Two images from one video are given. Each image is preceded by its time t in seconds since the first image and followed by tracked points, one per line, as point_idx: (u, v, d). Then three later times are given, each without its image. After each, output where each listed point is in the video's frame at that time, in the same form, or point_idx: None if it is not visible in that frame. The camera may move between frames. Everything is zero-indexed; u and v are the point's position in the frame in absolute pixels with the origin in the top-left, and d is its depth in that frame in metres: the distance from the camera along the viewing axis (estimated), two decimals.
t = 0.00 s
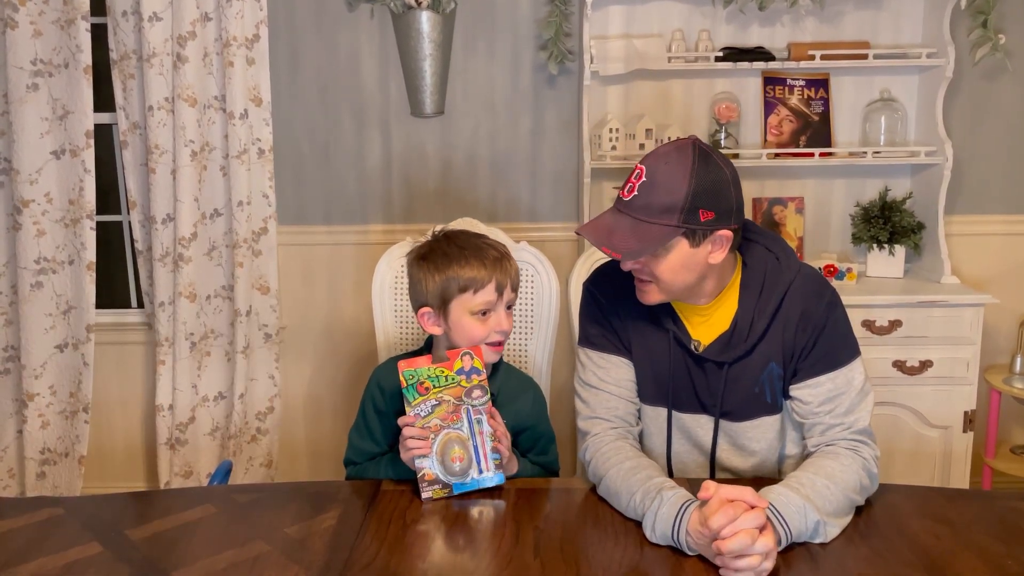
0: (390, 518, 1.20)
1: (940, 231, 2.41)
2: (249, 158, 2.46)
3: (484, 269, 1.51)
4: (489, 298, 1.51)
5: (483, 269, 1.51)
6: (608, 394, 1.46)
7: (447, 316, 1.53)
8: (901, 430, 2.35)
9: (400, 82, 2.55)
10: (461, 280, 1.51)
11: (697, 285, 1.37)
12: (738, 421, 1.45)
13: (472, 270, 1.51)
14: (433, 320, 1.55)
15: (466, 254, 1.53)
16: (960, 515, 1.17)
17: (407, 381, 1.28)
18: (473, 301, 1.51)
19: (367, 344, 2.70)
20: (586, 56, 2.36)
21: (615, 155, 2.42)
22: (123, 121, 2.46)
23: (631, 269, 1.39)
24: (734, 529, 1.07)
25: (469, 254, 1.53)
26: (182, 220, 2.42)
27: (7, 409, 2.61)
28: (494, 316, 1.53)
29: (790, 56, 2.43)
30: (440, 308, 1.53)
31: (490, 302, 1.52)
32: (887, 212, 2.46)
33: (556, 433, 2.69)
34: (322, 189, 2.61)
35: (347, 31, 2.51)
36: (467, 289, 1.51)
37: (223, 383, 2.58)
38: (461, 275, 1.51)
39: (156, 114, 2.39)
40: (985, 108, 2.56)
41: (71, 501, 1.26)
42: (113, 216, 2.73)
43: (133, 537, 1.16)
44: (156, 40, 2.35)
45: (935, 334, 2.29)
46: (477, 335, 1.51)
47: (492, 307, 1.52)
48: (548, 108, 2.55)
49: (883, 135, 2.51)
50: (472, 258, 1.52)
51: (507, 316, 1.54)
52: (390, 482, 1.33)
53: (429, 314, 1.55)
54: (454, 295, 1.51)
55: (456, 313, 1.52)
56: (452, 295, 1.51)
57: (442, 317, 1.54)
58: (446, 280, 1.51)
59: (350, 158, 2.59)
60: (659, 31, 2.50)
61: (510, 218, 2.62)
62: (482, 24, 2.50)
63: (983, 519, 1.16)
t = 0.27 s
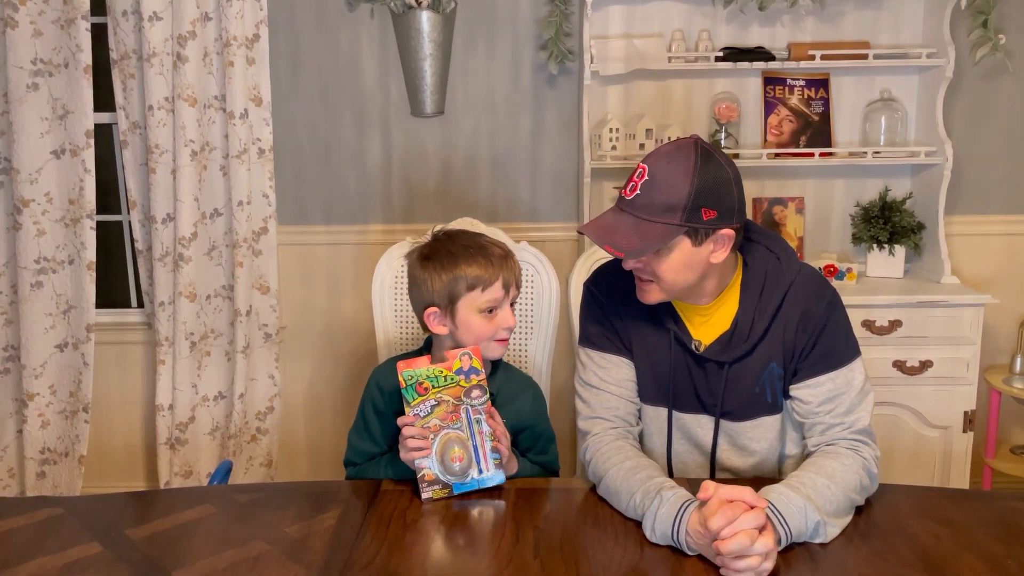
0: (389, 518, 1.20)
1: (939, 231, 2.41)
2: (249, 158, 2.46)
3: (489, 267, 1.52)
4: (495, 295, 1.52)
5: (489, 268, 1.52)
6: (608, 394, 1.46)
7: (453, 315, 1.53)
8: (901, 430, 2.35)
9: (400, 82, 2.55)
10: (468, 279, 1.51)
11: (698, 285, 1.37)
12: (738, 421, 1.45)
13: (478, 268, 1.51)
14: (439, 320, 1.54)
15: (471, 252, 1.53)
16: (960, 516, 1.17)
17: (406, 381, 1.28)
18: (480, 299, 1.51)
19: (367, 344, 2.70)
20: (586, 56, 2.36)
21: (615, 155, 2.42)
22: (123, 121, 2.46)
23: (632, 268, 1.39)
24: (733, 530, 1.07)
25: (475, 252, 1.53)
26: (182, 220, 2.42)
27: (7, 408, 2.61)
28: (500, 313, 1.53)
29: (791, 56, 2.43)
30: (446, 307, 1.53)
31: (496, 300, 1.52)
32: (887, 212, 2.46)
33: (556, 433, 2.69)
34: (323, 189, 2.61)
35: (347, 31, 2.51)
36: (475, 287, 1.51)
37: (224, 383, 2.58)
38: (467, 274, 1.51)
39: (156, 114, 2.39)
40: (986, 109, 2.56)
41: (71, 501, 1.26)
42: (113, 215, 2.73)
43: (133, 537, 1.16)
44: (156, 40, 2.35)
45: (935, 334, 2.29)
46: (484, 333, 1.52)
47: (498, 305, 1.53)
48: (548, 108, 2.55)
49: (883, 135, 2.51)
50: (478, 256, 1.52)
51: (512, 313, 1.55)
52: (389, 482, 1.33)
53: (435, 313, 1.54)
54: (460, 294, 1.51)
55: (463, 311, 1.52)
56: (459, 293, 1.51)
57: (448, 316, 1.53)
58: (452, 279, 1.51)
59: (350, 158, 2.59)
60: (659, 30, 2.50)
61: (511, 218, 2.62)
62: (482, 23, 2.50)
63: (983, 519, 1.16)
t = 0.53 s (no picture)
0: (390, 518, 1.20)
1: (940, 231, 2.41)
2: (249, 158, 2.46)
3: (494, 267, 1.52)
4: (499, 294, 1.52)
5: (493, 267, 1.52)
6: (608, 393, 1.46)
7: (457, 314, 1.53)
8: (901, 430, 2.35)
9: (400, 82, 2.55)
10: (473, 278, 1.51)
11: (699, 285, 1.37)
12: (738, 421, 1.45)
13: (483, 267, 1.52)
14: (443, 319, 1.54)
15: (476, 251, 1.53)
16: (961, 515, 1.17)
17: (405, 382, 1.27)
18: (485, 298, 1.51)
19: (368, 344, 2.70)
20: (586, 56, 2.36)
21: (615, 155, 2.42)
22: (123, 121, 2.46)
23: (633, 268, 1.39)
24: (734, 529, 1.07)
25: (480, 252, 1.53)
26: (183, 220, 2.42)
27: (7, 408, 2.61)
28: (504, 312, 1.53)
29: (791, 56, 2.43)
30: (450, 306, 1.53)
31: (500, 299, 1.53)
32: (887, 212, 2.46)
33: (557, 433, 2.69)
34: (323, 189, 2.61)
35: (348, 30, 2.51)
36: (480, 286, 1.51)
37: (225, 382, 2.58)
38: (472, 273, 1.51)
39: (157, 114, 2.39)
40: (986, 108, 2.56)
41: (72, 500, 1.26)
42: (114, 215, 2.73)
43: (134, 537, 1.16)
44: (157, 40, 2.35)
45: (935, 334, 2.29)
46: (489, 332, 1.52)
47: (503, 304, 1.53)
48: (548, 108, 2.55)
49: (883, 135, 2.51)
50: (483, 255, 1.53)
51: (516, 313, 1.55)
52: (390, 482, 1.33)
53: (439, 312, 1.54)
54: (465, 293, 1.51)
55: (468, 310, 1.52)
56: (463, 292, 1.51)
57: (453, 314, 1.53)
58: (457, 278, 1.51)
59: (350, 157, 2.59)
60: (660, 30, 2.50)
61: (511, 218, 2.62)
62: (482, 23, 2.50)
63: (983, 519, 1.16)
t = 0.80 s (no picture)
0: (390, 518, 1.20)
1: (940, 231, 2.41)
2: (249, 158, 2.46)
3: (497, 265, 1.52)
4: (501, 293, 1.52)
5: (496, 265, 1.52)
6: (608, 393, 1.46)
7: (459, 313, 1.53)
8: (901, 430, 2.35)
9: (400, 81, 2.55)
10: (475, 277, 1.51)
11: (699, 285, 1.37)
12: (738, 421, 1.45)
13: (484, 266, 1.52)
14: (444, 318, 1.54)
15: (478, 250, 1.54)
16: (961, 515, 1.17)
17: (405, 382, 1.28)
18: (486, 297, 1.51)
19: (368, 344, 2.69)
20: (586, 56, 2.36)
21: (615, 155, 2.42)
22: (123, 121, 2.46)
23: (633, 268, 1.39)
24: (734, 529, 1.07)
25: (482, 251, 1.54)
26: (183, 220, 2.42)
27: (7, 409, 2.61)
28: (505, 312, 1.53)
29: (791, 56, 2.43)
30: (452, 305, 1.53)
31: (502, 297, 1.53)
32: (887, 212, 2.46)
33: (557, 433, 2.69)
34: (323, 189, 2.61)
35: (347, 30, 2.51)
36: (481, 285, 1.51)
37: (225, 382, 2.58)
38: (474, 271, 1.51)
39: (156, 114, 2.39)
40: (986, 108, 2.56)
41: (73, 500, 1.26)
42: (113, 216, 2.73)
43: (134, 537, 1.16)
44: (156, 40, 2.35)
45: (935, 334, 2.29)
46: (491, 330, 1.52)
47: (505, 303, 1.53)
48: (548, 108, 2.55)
49: (883, 135, 2.51)
50: (485, 254, 1.53)
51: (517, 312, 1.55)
52: (389, 482, 1.33)
53: (440, 311, 1.54)
54: (467, 292, 1.51)
55: (469, 309, 1.52)
56: (465, 291, 1.51)
57: (454, 314, 1.53)
58: (460, 276, 1.51)
59: (350, 157, 2.59)
60: (659, 30, 2.50)
61: (511, 218, 2.62)
62: (482, 23, 2.50)
63: (984, 519, 1.16)
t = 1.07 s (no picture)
0: (390, 518, 1.20)
1: (939, 231, 2.41)
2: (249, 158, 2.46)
3: (497, 265, 1.52)
4: (501, 292, 1.52)
5: (496, 265, 1.52)
6: (608, 393, 1.46)
7: (459, 313, 1.53)
8: (901, 430, 2.35)
9: (400, 81, 2.55)
10: (476, 276, 1.51)
11: (698, 285, 1.37)
12: (738, 421, 1.45)
13: (485, 266, 1.52)
14: (445, 317, 1.54)
15: (479, 250, 1.54)
16: (961, 515, 1.17)
17: (406, 383, 1.28)
18: (486, 297, 1.51)
19: (368, 345, 2.70)
20: (586, 56, 2.36)
21: (615, 155, 2.42)
22: (123, 121, 2.46)
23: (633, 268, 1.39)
24: (733, 529, 1.07)
25: (482, 250, 1.54)
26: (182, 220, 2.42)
27: (7, 409, 2.61)
28: (505, 312, 1.53)
29: (790, 56, 2.43)
30: (453, 304, 1.53)
31: (503, 298, 1.53)
32: (887, 212, 2.46)
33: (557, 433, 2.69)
34: (323, 190, 2.61)
35: (347, 31, 2.51)
36: (481, 284, 1.51)
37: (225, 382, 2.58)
38: (474, 271, 1.51)
39: (156, 114, 2.39)
40: (985, 108, 2.56)
41: (73, 500, 1.27)
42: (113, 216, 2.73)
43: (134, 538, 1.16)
44: (156, 40, 2.35)
45: (935, 334, 2.29)
46: (491, 330, 1.52)
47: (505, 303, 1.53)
48: (548, 108, 2.55)
49: (883, 135, 2.51)
50: (485, 254, 1.53)
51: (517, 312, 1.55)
52: (389, 482, 1.33)
53: (440, 310, 1.54)
54: (467, 292, 1.51)
55: (469, 308, 1.52)
56: (466, 291, 1.51)
57: (455, 314, 1.53)
58: (460, 276, 1.51)
59: (350, 158, 2.59)
60: (659, 30, 2.50)
61: (511, 218, 2.62)
62: (482, 23, 2.50)
63: (984, 519, 1.16)
